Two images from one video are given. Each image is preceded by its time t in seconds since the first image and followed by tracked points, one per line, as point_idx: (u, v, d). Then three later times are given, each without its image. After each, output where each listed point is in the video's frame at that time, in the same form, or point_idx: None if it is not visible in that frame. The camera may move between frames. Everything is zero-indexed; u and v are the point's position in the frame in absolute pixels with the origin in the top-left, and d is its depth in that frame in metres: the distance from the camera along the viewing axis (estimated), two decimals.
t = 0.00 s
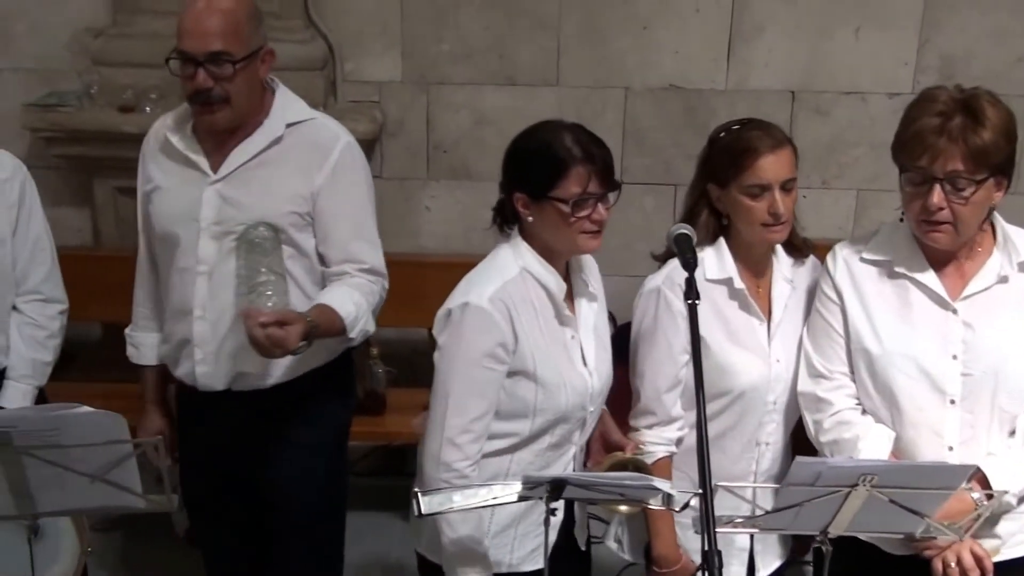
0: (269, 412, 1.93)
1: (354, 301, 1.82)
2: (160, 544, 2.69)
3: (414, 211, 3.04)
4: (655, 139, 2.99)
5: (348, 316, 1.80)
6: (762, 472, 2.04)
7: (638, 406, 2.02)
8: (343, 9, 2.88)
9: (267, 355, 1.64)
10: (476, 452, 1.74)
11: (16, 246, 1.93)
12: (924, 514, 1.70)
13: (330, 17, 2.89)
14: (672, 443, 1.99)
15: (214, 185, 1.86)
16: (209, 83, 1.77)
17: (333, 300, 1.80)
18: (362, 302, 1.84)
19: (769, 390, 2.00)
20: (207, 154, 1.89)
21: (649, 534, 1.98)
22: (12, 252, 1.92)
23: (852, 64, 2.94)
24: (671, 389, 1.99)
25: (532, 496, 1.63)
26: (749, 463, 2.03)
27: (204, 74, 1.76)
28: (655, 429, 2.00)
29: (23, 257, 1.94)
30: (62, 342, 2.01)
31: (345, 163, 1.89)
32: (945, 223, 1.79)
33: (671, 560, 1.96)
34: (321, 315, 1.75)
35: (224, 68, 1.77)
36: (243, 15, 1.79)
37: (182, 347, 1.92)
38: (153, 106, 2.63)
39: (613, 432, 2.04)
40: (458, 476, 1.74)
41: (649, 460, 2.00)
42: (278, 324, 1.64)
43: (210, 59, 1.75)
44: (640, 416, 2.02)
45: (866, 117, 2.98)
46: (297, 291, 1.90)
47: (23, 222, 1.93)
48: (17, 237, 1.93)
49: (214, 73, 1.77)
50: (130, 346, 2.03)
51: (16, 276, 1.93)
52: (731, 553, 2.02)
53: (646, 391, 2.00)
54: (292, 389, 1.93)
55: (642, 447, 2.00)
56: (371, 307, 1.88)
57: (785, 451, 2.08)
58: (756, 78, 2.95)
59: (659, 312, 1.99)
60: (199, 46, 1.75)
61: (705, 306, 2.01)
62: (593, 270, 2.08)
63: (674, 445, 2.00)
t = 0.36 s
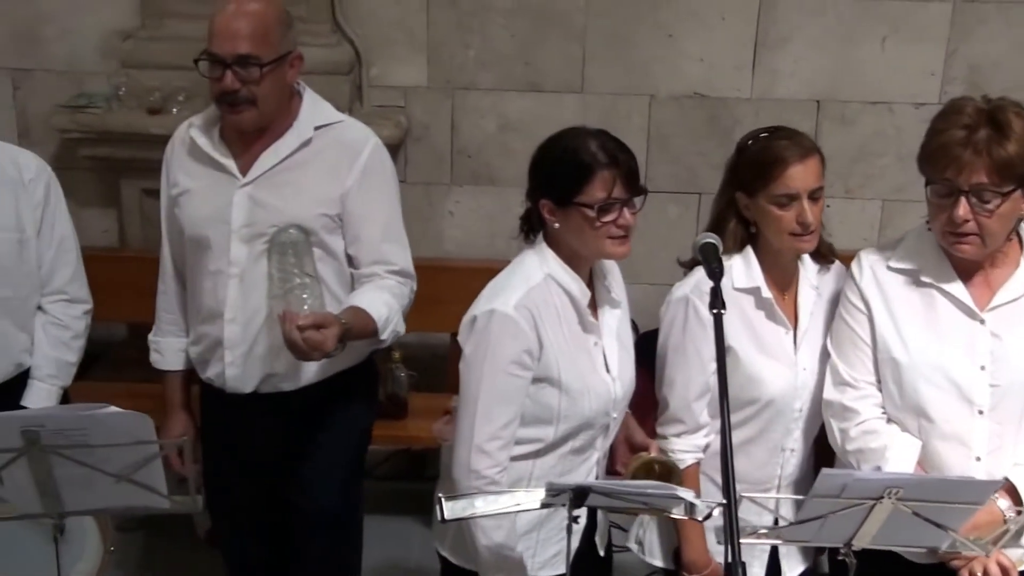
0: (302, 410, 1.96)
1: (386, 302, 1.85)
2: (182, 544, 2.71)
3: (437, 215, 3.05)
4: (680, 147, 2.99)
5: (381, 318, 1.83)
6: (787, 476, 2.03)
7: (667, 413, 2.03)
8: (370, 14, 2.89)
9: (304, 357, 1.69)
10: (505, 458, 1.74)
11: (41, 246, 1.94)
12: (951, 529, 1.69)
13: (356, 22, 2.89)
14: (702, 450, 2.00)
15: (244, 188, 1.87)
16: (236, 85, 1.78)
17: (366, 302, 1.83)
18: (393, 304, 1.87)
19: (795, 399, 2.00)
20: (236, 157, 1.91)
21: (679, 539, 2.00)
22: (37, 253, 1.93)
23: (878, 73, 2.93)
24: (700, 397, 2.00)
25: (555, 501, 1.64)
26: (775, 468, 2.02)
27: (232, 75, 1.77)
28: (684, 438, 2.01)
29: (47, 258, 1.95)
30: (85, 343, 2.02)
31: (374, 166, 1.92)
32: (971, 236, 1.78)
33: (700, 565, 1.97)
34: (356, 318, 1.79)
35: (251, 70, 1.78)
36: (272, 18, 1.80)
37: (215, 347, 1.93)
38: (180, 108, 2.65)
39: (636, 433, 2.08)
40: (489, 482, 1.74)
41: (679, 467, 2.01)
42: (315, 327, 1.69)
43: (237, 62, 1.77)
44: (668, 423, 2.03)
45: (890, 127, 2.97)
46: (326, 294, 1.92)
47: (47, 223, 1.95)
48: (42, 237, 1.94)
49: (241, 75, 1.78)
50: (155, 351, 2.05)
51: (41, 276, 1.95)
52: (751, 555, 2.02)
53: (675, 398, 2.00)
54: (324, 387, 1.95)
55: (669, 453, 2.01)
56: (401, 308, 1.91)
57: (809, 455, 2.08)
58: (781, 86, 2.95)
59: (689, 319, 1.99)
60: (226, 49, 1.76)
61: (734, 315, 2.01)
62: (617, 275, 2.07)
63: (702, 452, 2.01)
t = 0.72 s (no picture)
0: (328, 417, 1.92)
1: (379, 327, 1.78)
2: (206, 544, 2.72)
3: (463, 219, 3.05)
4: (706, 155, 2.99)
5: (369, 343, 1.76)
6: (808, 479, 2.03)
7: (692, 420, 2.02)
8: (398, 18, 2.89)
9: (266, 372, 1.66)
10: (519, 459, 1.75)
11: (85, 254, 1.96)
12: (976, 544, 1.68)
13: (385, 26, 2.90)
14: (726, 456, 2.00)
15: (264, 193, 1.87)
16: (263, 87, 1.77)
17: (357, 325, 1.75)
18: (387, 330, 1.79)
19: (820, 405, 1.99)
20: (266, 159, 1.92)
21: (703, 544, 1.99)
22: (81, 260, 1.96)
23: (907, 84, 2.92)
24: (726, 403, 1.99)
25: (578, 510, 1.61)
26: (797, 472, 2.02)
27: (260, 77, 1.76)
28: (708, 444, 2.00)
29: (91, 266, 1.97)
30: (125, 354, 2.04)
31: (394, 183, 1.86)
32: (1002, 246, 1.77)
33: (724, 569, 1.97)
34: (336, 339, 1.71)
35: (279, 74, 1.76)
36: (311, 24, 1.79)
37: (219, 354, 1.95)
38: (207, 109, 2.68)
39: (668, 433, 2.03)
40: (502, 483, 1.75)
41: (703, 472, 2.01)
42: (277, 343, 1.65)
43: (267, 65, 1.75)
44: (692, 429, 2.02)
45: (919, 139, 2.96)
46: (333, 308, 1.88)
47: (92, 230, 1.97)
48: (85, 244, 1.96)
49: (269, 78, 1.76)
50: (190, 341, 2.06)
51: (84, 284, 1.97)
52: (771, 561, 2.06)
53: (701, 406, 2.00)
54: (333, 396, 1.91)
55: (695, 458, 2.00)
56: (399, 336, 1.82)
57: (827, 460, 2.08)
58: (809, 96, 2.95)
59: (715, 324, 1.99)
60: (257, 50, 1.75)
61: (760, 325, 1.99)
62: (650, 275, 2.07)
63: (726, 458, 2.01)
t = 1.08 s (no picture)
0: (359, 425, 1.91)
1: (373, 349, 1.69)
2: (228, 546, 2.71)
3: (489, 225, 3.04)
4: (734, 163, 2.98)
5: (362, 365, 1.67)
6: (831, 488, 2.01)
7: (716, 426, 2.00)
8: (427, 22, 2.90)
9: (241, 384, 1.59)
10: (530, 464, 1.73)
11: (129, 261, 1.98)
12: (1003, 556, 1.65)
13: (413, 31, 2.90)
14: (750, 462, 1.97)
15: (289, 203, 1.85)
16: (292, 101, 1.74)
17: (350, 345, 1.67)
18: (384, 352, 1.70)
19: (845, 412, 1.97)
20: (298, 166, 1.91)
21: (726, 552, 1.97)
22: (123, 268, 1.97)
23: (937, 95, 2.91)
24: (750, 409, 1.97)
25: (602, 517, 1.58)
26: (821, 480, 2.00)
27: (288, 90, 1.73)
28: (732, 449, 1.98)
29: (133, 273, 1.98)
30: (163, 365, 2.02)
31: (411, 203, 1.77)
32: None
33: None
34: (321, 357, 1.65)
35: (308, 88, 1.74)
36: (344, 35, 1.77)
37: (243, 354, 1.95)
38: (235, 110, 2.72)
39: (699, 446, 1.98)
40: (511, 485, 1.73)
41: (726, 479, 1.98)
42: (249, 357, 1.57)
43: (296, 78, 1.73)
44: (716, 436, 2.01)
45: (948, 150, 2.95)
46: (345, 323, 1.83)
47: (136, 237, 1.99)
48: (129, 252, 1.98)
49: (298, 92, 1.74)
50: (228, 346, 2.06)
51: (125, 292, 1.97)
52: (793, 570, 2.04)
53: (724, 410, 1.98)
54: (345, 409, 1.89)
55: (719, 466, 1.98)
56: (400, 361, 1.73)
57: (853, 470, 2.05)
58: (838, 106, 2.93)
59: (739, 331, 1.97)
60: (287, 63, 1.72)
61: (785, 330, 1.98)
62: (686, 284, 2.02)
63: (750, 464, 1.98)
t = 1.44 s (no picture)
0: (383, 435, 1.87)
1: (383, 358, 1.64)
2: (252, 549, 2.71)
3: (514, 230, 3.04)
4: (761, 170, 2.97)
5: (369, 374, 1.63)
6: (858, 503, 1.98)
7: (737, 435, 1.99)
8: (454, 26, 2.90)
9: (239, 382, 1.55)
10: (552, 469, 1.71)
11: (169, 267, 1.99)
12: None
13: (441, 35, 2.90)
14: (772, 473, 1.94)
15: (319, 207, 1.86)
16: (331, 114, 1.74)
17: (359, 352, 1.64)
18: (396, 362, 1.66)
19: (870, 424, 1.95)
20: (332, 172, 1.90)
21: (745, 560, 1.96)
22: (163, 274, 1.98)
23: (966, 104, 2.90)
24: (770, 419, 1.95)
25: (628, 525, 1.50)
26: (847, 494, 1.97)
27: (328, 104, 1.73)
28: (754, 459, 1.96)
29: (173, 279, 1.99)
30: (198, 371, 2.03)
31: (435, 217, 1.74)
32: None
33: None
34: (326, 361, 1.61)
35: (349, 103, 1.73)
36: (383, 44, 1.75)
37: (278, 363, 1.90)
38: (261, 113, 2.73)
39: (727, 459, 1.93)
40: (533, 491, 1.71)
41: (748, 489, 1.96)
42: (250, 352, 1.53)
43: (335, 92, 1.72)
44: (739, 445, 1.99)
45: (976, 159, 2.94)
46: (365, 333, 1.81)
47: (177, 242, 2.00)
48: (171, 258, 1.99)
49: (338, 105, 1.73)
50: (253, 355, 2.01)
51: (164, 297, 1.99)
52: None
53: (744, 417, 1.97)
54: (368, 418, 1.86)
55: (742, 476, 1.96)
56: (413, 374, 1.68)
57: (883, 486, 2.02)
58: (866, 114, 2.93)
59: (760, 339, 1.97)
60: (326, 78, 1.72)
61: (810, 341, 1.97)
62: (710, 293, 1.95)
63: (773, 475, 1.96)
